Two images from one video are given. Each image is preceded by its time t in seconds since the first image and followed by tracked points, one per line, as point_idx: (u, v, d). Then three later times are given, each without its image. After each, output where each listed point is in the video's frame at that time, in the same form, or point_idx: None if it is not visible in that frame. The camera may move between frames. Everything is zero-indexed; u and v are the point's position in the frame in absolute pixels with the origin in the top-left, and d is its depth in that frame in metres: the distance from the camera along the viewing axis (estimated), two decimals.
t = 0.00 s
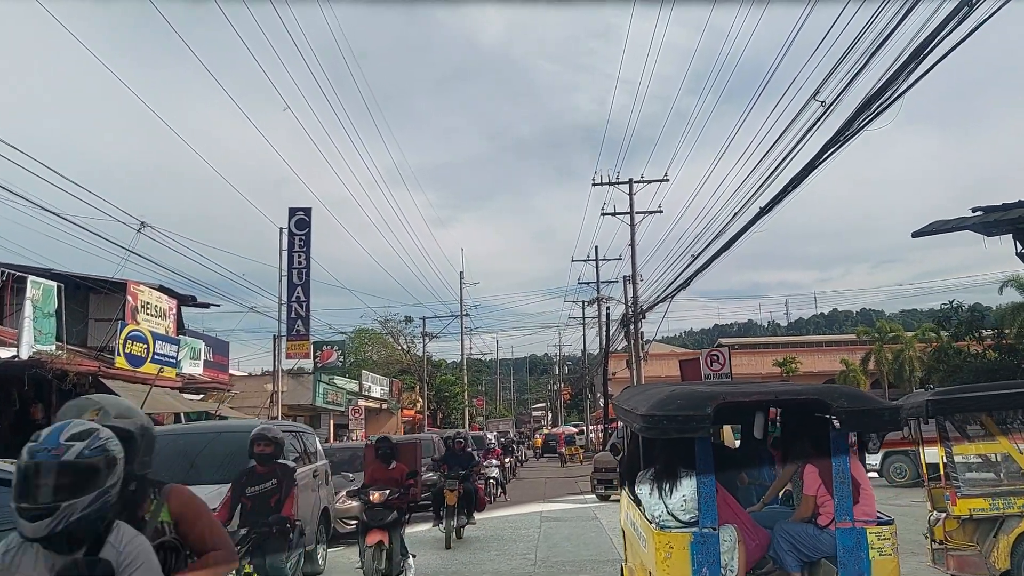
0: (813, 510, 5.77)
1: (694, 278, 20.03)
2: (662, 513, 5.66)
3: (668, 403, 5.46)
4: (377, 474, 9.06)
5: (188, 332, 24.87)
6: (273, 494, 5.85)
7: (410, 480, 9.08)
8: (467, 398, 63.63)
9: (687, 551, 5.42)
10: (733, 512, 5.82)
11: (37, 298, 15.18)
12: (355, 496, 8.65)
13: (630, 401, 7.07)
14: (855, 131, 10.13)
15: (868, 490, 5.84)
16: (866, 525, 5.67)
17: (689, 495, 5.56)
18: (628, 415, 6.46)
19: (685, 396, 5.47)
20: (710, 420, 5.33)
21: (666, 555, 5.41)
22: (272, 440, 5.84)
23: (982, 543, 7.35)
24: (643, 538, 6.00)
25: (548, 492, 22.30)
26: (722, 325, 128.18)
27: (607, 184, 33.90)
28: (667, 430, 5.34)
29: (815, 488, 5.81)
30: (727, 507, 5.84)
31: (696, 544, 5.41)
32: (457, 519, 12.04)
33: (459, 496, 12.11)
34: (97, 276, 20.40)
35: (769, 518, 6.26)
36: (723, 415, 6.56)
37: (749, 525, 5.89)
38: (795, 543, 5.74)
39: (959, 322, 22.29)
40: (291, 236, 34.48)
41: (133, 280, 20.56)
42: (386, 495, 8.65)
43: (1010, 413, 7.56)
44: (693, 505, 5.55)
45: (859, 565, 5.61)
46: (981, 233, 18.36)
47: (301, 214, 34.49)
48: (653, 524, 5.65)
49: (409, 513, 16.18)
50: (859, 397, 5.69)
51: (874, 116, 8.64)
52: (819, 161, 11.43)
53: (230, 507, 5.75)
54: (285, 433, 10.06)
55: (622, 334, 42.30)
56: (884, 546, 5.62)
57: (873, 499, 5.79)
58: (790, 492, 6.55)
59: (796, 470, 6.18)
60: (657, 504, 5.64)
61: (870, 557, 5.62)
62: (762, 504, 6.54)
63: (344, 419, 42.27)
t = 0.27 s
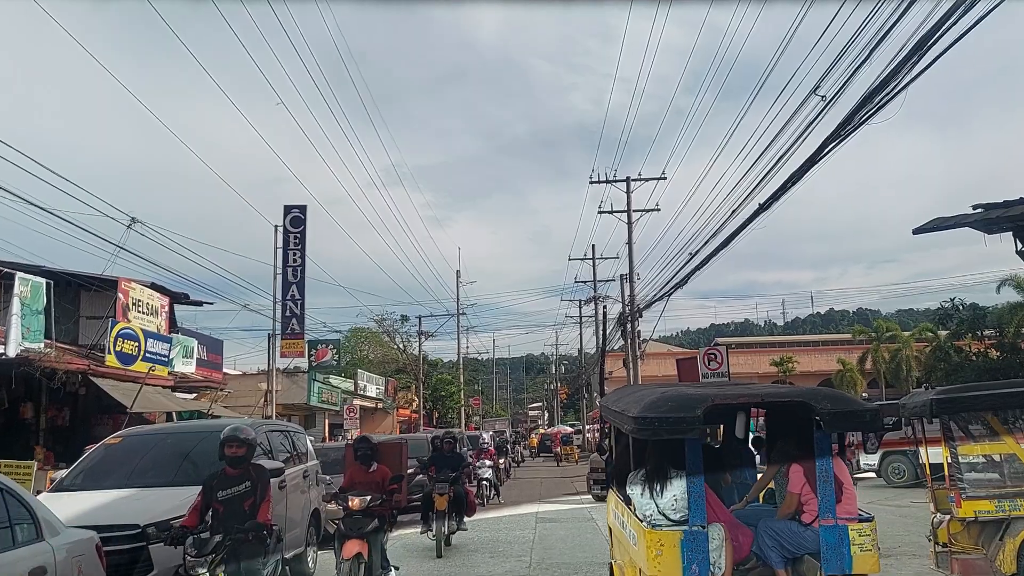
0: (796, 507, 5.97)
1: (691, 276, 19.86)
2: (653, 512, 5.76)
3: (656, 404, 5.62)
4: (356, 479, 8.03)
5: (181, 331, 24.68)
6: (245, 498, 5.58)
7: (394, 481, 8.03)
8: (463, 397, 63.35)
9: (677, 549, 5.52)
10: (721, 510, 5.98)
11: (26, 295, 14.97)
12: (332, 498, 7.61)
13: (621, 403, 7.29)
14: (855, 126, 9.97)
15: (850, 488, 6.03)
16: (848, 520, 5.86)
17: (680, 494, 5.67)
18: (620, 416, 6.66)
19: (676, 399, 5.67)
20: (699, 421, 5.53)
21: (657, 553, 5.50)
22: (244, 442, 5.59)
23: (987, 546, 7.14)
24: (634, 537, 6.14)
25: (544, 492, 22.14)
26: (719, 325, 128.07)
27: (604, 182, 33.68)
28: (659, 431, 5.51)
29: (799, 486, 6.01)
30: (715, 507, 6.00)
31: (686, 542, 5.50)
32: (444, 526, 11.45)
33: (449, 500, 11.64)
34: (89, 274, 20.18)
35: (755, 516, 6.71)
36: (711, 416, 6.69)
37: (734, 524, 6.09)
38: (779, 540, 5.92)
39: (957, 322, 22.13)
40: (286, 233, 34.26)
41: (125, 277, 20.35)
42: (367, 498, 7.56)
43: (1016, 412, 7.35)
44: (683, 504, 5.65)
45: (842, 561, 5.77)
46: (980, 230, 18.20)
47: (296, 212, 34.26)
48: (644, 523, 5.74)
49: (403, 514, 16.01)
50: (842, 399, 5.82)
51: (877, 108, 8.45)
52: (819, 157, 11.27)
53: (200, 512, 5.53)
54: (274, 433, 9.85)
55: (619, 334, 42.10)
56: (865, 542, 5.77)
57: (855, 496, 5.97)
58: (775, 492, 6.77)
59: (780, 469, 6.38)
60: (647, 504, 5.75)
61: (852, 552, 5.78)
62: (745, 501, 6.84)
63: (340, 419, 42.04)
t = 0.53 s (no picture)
0: (778, 502, 6.17)
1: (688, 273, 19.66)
2: (641, 509, 6.08)
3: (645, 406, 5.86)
4: (331, 482, 7.02)
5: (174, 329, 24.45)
6: (223, 503, 5.36)
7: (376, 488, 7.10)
8: (459, 397, 63.00)
9: (664, 543, 5.79)
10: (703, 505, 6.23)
11: (12, 292, 14.71)
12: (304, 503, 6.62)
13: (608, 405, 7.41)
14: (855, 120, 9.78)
15: (828, 485, 6.29)
16: (825, 515, 6.11)
17: (666, 491, 5.98)
18: (608, 418, 6.87)
19: (661, 400, 5.95)
20: (683, 421, 5.82)
21: (645, 547, 5.78)
22: (222, 445, 5.39)
23: (995, 549, 6.92)
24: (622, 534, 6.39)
25: (540, 492, 21.92)
26: (716, 324, 127.92)
27: (599, 180, 33.43)
28: (647, 431, 5.79)
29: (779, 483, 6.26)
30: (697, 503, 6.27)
31: (672, 536, 5.78)
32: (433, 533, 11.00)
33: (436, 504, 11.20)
34: (78, 271, 19.91)
35: (735, 513, 6.64)
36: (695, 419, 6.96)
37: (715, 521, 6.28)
38: (761, 535, 6.09)
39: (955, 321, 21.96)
40: (280, 231, 34.00)
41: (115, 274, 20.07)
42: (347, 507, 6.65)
43: None
44: (669, 500, 5.95)
45: (820, 553, 6.01)
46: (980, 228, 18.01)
47: (290, 210, 34.01)
48: (633, 520, 6.07)
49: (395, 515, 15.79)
50: (820, 401, 6.06)
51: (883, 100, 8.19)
52: (819, 152, 11.08)
53: (172, 517, 5.30)
54: (263, 433, 9.61)
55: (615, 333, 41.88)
56: (842, 535, 6.00)
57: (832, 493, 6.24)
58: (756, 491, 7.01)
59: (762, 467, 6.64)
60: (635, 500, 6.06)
61: (830, 545, 6.01)
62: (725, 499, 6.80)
63: (334, 418, 41.76)
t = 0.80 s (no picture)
0: (762, 502, 6.02)
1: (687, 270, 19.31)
2: (632, 506, 5.83)
3: (638, 407, 5.64)
4: (310, 484, 6.59)
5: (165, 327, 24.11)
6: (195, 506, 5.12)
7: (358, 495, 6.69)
8: (455, 396, 62.62)
9: (655, 539, 5.49)
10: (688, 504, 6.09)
11: None
12: (288, 512, 6.12)
13: (598, 405, 7.29)
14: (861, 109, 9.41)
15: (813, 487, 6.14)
16: (808, 514, 5.94)
17: (656, 489, 5.71)
18: (598, 417, 6.75)
19: (655, 400, 5.67)
20: (677, 421, 5.53)
21: (636, 543, 5.49)
22: (197, 447, 5.17)
23: (1011, 554, 6.62)
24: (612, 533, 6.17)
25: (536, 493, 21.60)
26: (714, 324, 127.61)
27: (597, 178, 33.03)
28: (639, 431, 5.52)
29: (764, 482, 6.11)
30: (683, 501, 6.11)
31: (663, 533, 5.49)
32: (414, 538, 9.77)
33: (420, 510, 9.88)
34: (67, 268, 19.56)
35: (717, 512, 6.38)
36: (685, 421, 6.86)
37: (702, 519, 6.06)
38: (744, 532, 5.97)
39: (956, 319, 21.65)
40: (275, 229, 33.62)
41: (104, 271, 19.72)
42: (334, 517, 6.15)
43: None
44: (660, 498, 5.70)
45: (803, 551, 5.81)
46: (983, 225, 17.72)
47: (284, 207, 33.64)
48: (624, 518, 5.79)
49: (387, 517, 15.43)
50: (807, 404, 5.85)
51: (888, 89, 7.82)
52: (824, 142, 10.69)
53: (141, 523, 5.03)
54: (248, 433, 9.26)
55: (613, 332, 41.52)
56: (824, 533, 5.81)
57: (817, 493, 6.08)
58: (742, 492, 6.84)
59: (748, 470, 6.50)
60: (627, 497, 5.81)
61: (813, 543, 5.81)
62: (709, 499, 6.62)
63: (330, 418, 41.39)
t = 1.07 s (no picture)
0: (744, 499, 5.96)
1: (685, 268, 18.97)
2: (616, 502, 5.76)
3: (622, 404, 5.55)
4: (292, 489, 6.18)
5: (154, 324, 23.76)
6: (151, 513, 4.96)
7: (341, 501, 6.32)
8: (451, 396, 62.18)
9: (637, 533, 5.45)
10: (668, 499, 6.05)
11: None
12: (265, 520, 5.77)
13: (582, 403, 7.21)
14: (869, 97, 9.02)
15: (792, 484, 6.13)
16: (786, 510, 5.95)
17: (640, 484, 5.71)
18: (582, 415, 6.64)
19: (639, 399, 5.59)
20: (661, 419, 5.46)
21: (618, 538, 5.43)
22: (163, 448, 5.00)
23: None
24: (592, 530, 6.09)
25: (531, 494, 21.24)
26: (711, 324, 127.32)
27: (593, 175, 32.62)
28: (623, 429, 5.43)
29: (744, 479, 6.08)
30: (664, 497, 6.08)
31: (645, 527, 5.44)
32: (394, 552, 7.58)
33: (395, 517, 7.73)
34: (52, 263, 19.15)
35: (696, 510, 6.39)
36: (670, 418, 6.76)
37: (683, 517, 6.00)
38: (725, 529, 5.88)
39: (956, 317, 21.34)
40: (267, 226, 33.23)
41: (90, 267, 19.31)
42: (315, 523, 5.77)
43: None
44: (644, 493, 5.71)
45: (779, 546, 5.81)
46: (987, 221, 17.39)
47: (277, 204, 33.24)
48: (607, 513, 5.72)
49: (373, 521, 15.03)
50: (785, 404, 5.87)
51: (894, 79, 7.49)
52: (828, 133, 10.31)
53: (97, 531, 4.92)
54: (229, 432, 8.86)
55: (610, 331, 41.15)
56: (801, 528, 5.82)
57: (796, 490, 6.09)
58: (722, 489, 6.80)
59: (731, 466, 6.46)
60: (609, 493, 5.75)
61: (790, 538, 5.81)
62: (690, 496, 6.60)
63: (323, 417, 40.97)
